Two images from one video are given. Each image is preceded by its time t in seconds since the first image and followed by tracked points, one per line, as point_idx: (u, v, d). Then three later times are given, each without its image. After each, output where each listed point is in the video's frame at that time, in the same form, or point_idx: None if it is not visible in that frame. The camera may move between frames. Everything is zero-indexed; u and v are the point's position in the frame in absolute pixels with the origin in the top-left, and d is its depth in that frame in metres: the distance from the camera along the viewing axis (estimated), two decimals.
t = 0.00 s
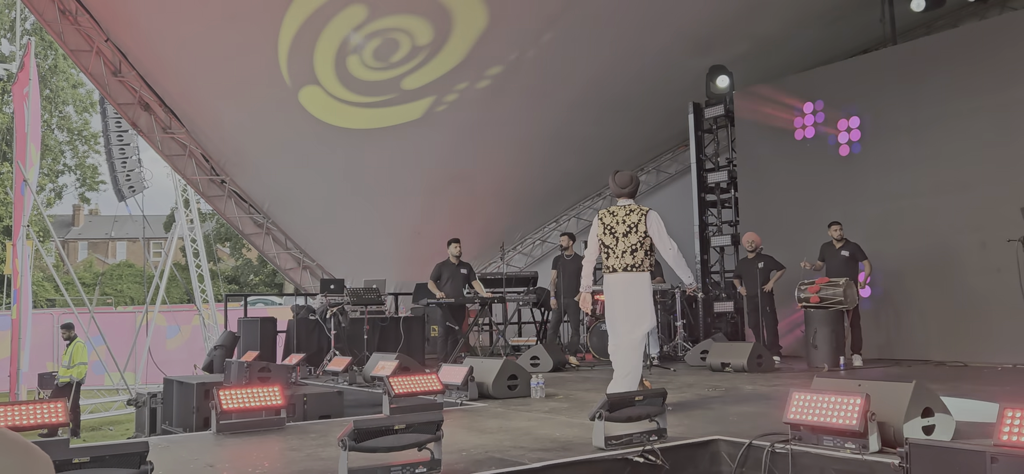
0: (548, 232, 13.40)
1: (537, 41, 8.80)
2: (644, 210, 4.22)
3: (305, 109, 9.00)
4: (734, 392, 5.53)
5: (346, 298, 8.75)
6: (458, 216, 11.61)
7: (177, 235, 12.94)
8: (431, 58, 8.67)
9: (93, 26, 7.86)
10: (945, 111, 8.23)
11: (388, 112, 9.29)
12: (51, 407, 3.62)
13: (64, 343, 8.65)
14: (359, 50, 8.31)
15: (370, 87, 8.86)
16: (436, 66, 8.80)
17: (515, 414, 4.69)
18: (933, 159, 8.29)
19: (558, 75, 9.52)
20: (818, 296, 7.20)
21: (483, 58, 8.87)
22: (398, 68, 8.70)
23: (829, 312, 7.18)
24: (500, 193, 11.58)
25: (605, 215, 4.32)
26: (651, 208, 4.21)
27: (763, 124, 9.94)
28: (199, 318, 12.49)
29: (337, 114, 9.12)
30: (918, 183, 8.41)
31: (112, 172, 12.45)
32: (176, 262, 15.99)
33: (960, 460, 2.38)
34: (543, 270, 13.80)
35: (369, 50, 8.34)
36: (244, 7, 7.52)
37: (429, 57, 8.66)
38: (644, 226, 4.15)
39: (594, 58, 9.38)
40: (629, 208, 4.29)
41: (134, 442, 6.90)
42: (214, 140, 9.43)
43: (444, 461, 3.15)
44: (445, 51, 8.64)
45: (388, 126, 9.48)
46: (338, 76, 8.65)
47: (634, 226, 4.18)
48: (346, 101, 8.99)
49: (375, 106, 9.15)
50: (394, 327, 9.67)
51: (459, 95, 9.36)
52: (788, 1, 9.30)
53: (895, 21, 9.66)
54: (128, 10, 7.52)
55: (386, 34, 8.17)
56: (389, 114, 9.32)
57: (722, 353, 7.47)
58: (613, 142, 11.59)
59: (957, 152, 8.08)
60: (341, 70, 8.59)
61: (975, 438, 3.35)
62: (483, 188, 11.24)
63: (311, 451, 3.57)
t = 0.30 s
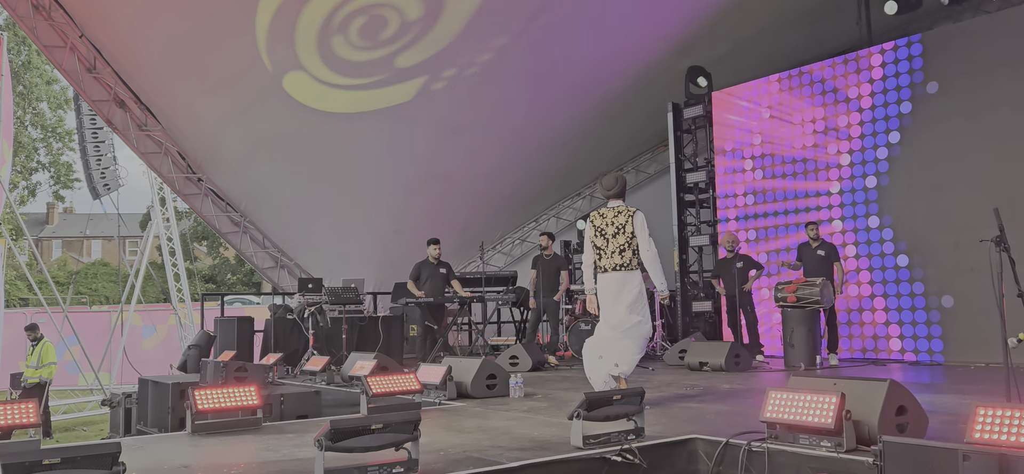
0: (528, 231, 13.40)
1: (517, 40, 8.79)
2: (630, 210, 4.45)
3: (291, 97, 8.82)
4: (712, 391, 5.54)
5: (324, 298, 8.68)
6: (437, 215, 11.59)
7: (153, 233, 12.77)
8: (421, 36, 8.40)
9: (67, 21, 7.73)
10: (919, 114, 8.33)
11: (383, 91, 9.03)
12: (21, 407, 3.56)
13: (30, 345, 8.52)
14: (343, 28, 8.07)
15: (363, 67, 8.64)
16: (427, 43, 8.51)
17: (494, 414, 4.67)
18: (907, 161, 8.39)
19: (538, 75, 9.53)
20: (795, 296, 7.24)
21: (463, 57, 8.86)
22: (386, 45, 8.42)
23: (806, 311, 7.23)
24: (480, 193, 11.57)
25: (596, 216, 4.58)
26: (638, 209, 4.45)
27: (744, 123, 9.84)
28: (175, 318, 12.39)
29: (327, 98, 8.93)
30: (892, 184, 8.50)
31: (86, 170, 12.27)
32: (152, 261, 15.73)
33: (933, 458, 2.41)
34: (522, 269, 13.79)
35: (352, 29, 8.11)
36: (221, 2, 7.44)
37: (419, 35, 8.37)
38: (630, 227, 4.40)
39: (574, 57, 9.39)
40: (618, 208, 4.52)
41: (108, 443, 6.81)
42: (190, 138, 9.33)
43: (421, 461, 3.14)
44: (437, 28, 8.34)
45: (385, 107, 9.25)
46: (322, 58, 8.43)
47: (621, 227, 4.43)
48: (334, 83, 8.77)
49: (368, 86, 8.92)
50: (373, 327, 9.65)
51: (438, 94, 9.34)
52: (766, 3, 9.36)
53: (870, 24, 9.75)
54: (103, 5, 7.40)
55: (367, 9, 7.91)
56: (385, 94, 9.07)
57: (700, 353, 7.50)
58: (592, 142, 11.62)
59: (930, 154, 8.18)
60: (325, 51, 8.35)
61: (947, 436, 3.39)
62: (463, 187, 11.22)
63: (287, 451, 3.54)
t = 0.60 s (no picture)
0: (510, 230, 13.41)
1: (499, 39, 8.78)
2: (622, 214, 4.77)
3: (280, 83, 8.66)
4: (692, 390, 5.57)
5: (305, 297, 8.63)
6: (418, 214, 11.57)
7: (131, 232, 12.64)
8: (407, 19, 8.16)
9: (43, 17, 7.57)
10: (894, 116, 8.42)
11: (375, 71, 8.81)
12: None
13: None
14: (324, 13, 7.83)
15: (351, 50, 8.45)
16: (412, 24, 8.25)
17: (474, 413, 4.66)
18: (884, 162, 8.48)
19: (519, 75, 9.54)
20: (774, 296, 7.32)
21: (444, 57, 8.85)
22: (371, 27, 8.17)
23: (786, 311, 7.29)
24: (461, 192, 11.57)
25: (592, 221, 4.92)
26: (628, 214, 4.76)
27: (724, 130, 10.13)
28: (153, 317, 12.26)
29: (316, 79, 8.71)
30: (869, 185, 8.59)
31: (63, 168, 12.10)
32: (131, 260, 15.46)
33: (909, 456, 2.43)
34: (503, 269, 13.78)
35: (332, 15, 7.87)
36: None
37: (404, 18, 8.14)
38: (620, 231, 4.72)
39: (556, 56, 9.40)
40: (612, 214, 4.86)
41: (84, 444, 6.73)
42: (169, 135, 9.24)
43: (400, 461, 3.13)
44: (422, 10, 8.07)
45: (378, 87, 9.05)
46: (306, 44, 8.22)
47: (611, 231, 4.76)
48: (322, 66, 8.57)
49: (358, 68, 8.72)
50: (353, 326, 9.63)
51: (420, 93, 9.31)
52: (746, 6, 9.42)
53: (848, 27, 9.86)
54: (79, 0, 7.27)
55: None
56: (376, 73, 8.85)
57: (681, 352, 7.52)
58: (573, 141, 11.66)
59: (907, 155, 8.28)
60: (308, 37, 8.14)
61: (922, 434, 3.43)
62: (444, 186, 11.19)
63: (266, 451, 3.51)
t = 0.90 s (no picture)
0: (492, 231, 13.41)
1: (482, 39, 8.77)
2: (626, 221, 5.28)
3: (272, 75, 8.53)
4: (673, 390, 5.60)
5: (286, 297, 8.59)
6: (401, 214, 11.55)
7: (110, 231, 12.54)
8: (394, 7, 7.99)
9: (22, 14, 7.44)
10: (873, 119, 8.51)
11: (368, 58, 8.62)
12: None
13: None
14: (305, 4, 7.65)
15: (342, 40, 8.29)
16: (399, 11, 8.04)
17: (455, 413, 4.66)
18: (862, 165, 8.56)
19: (502, 74, 9.55)
20: (755, 297, 7.32)
21: (427, 57, 8.84)
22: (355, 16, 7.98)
23: (766, 312, 7.34)
24: (444, 192, 11.56)
25: (595, 223, 5.41)
26: (631, 220, 5.29)
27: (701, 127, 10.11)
28: (132, 317, 12.21)
29: (297, 71, 8.55)
30: (848, 187, 8.67)
31: (42, 167, 12.00)
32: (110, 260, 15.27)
33: (886, 456, 2.45)
34: (486, 269, 13.77)
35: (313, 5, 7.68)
36: None
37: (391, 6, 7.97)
38: (624, 235, 5.25)
39: (539, 56, 9.41)
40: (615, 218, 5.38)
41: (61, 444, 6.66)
42: (149, 133, 9.15)
43: (380, 461, 3.12)
44: None
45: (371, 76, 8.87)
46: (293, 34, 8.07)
47: (615, 236, 5.26)
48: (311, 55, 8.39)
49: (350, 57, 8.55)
50: (335, 326, 9.60)
51: (403, 92, 9.29)
52: (728, 8, 9.47)
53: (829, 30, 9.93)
54: None
55: None
56: (370, 61, 8.67)
57: (662, 353, 7.55)
58: (556, 142, 11.68)
59: (885, 158, 8.37)
60: (293, 27, 7.97)
61: (898, 434, 3.47)
62: (426, 185, 11.16)
63: (245, 451, 3.50)
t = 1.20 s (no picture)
0: (475, 231, 13.40)
1: (466, 39, 8.77)
2: (625, 220, 5.42)
3: (251, 74, 8.47)
4: (655, 391, 5.61)
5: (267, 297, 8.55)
6: (384, 214, 11.52)
7: (89, 230, 12.42)
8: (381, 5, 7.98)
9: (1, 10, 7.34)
10: (854, 122, 8.57)
11: (349, 60, 8.61)
12: None
13: None
14: None
15: (323, 39, 8.26)
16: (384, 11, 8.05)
17: (437, 414, 4.66)
18: (843, 167, 8.63)
19: (486, 75, 9.55)
20: (736, 299, 7.36)
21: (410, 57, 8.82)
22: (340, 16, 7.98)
23: (748, 312, 7.38)
24: (428, 192, 11.54)
25: (595, 224, 5.55)
26: (629, 219, 5.42)
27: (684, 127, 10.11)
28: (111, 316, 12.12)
29: (278, 72, 8.53)
30: (830, 189, 8.73)
31: (19, 164, 11.84)
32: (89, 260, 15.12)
33: (864, 456, 2.47)
34: (469, 270, 13.75)
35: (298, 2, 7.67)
36: None
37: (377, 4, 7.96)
38: (623, 234, 5.37)
39: (523, 57, 9.42)
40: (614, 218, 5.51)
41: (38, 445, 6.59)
42: (130, 131, 9.06)
43: (361, 461, 3.12)
44: None
45: (352, 78, 8.86)
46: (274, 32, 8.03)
47: (615, 235, 5.39)
48: (291, 55, 8.36)
49: (331, 58, 8.54)
50: (317, 326, 9.55)
51: (387, 92, 9.27)
52: (712, 11, 9.52)
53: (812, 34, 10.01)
54: None
55: None
56: (352, 63, 8.66)
57: (645, 353, 7.57)
58: (540, 143, 11.70)
59: (866, 161, 8.44)
60: (275, 24, 7.94)
61: (877, 435, 3.50)
62: (409, 185, 11.14)
63: (224, 452, 3.48)
